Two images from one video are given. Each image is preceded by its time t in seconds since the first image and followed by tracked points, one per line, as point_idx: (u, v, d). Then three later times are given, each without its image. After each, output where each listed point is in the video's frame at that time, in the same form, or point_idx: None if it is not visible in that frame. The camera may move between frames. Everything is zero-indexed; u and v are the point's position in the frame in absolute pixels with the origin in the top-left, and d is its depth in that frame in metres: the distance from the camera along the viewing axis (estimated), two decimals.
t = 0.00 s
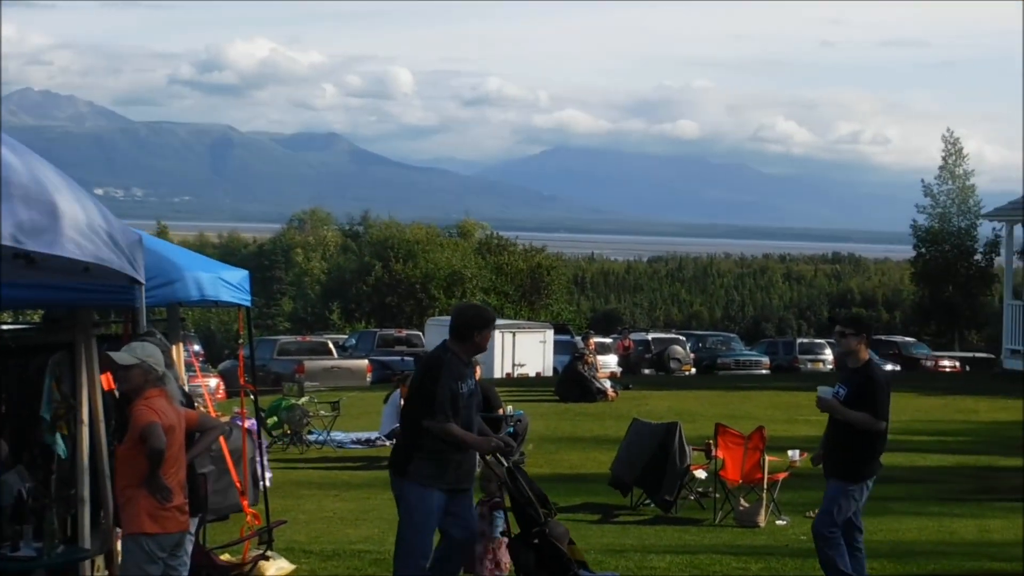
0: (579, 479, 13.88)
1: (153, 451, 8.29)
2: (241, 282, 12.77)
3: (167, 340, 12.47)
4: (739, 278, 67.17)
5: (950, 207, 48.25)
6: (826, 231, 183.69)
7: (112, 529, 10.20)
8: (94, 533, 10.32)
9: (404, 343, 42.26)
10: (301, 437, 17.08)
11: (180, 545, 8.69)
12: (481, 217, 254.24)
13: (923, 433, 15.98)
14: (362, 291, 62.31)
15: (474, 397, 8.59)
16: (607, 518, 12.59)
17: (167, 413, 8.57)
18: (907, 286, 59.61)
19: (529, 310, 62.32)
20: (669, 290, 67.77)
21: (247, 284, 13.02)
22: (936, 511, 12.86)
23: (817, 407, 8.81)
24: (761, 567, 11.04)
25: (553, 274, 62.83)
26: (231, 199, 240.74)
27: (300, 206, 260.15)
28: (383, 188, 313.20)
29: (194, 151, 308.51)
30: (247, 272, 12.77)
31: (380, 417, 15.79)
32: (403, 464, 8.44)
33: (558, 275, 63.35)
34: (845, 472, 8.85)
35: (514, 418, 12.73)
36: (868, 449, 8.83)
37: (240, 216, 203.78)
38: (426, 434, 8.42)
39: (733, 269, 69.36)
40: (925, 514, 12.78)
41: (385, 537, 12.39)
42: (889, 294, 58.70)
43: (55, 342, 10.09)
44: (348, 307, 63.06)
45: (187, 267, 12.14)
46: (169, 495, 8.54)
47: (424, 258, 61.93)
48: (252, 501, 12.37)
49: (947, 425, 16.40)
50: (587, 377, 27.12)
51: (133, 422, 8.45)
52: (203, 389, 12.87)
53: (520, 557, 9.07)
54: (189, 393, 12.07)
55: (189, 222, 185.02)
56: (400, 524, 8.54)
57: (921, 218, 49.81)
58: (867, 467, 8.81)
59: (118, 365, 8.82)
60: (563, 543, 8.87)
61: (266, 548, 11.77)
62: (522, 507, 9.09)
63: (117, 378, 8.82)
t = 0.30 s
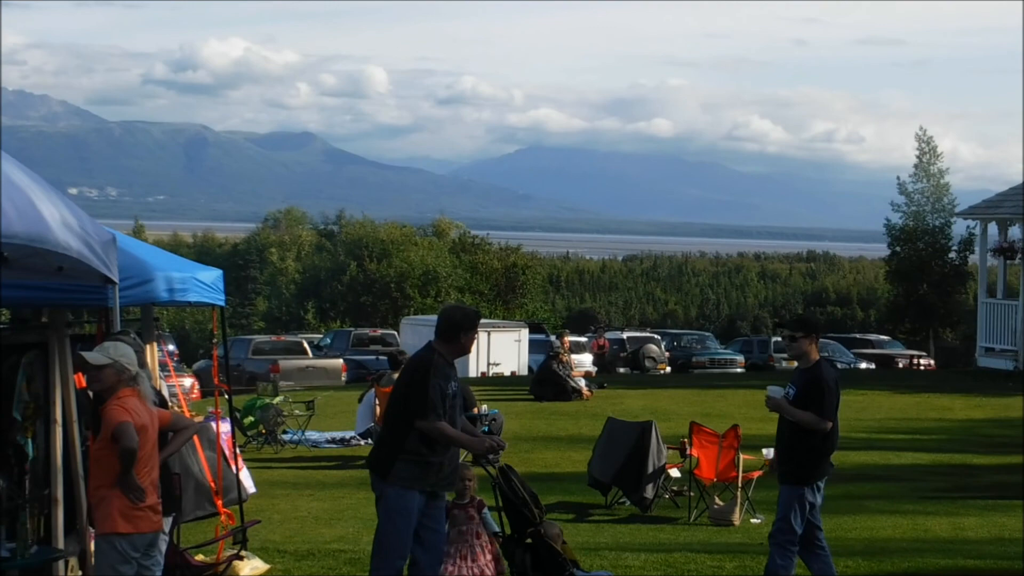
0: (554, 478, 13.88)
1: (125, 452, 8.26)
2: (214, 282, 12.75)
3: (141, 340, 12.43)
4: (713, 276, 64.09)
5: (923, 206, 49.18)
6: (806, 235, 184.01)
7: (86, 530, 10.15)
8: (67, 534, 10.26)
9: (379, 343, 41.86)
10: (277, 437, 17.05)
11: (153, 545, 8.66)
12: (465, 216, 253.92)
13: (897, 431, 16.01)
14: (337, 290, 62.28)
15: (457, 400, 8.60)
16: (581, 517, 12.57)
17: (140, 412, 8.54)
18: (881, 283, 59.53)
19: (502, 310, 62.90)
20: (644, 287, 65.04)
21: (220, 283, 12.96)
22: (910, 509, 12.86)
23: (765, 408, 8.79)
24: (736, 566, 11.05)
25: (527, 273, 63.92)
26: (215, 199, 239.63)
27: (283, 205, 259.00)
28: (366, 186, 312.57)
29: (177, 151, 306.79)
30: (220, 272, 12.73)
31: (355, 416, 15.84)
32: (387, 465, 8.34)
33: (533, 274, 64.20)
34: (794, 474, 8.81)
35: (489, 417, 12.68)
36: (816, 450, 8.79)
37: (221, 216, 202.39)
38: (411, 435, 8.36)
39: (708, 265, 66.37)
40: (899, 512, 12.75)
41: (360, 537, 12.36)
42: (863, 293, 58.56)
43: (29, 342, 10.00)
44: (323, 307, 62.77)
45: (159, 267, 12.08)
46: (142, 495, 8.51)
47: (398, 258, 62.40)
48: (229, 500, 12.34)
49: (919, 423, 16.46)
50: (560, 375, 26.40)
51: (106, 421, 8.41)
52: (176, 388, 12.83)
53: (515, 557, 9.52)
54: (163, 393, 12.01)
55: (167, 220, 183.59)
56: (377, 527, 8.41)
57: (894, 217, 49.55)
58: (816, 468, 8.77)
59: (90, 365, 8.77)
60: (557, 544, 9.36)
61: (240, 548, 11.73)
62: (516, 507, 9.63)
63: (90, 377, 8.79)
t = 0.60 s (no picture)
0: (539, 475, 13.86)
1: (106, 450, 8.22)
2: (197, 281, 12.73)
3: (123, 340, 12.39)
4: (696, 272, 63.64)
5: (906, 200, 48.80)
6: (793, 231, 184.21)
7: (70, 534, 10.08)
8: (52, 536, 10.21)
9: (362, 342, 41.65)
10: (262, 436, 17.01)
11: (137, 545, 8.61)
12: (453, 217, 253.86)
13: (883, 425, 16.02)
14: (320, 289, 62.45)
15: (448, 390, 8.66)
16: (566, 513, 12.55)
17: (123, 412, 8.51)
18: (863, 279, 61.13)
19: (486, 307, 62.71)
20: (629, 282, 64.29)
21: (203, 283, 12.93)
22: (894, 503, 12.86)
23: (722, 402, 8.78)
24: (721, 560, 11.08)
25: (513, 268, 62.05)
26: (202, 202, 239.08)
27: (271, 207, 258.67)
28: (353, 187, 312.13)
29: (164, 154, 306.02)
30: (202, 271, 12.70)
31: (338, 414, 15.82)
32: (388, 463, 8.40)
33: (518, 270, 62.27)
34: (752, 470, 8.76)
35: (473, 414, 12.66)
36: (773, 445, 8.73)
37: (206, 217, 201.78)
38: (407, 428, 8.42)
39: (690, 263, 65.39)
40: (882, 506, 12.74)
41: (344, 536, 12.34)
42: (846, 287, 60.37)
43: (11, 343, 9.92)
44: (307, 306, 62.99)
45: (142, 267, 12.04)
46: (125, 495, 8.46)
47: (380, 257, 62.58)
48: (213, 500, 12.29)
49: (904, 418, 16.49)
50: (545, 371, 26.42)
51: (88, 421, 8.38)
52: (159, 389, 12.78)
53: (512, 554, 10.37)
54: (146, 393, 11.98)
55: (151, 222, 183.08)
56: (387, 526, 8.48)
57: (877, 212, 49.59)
58: (774, 462, 8.71)
59: (73, 365, 8.72)
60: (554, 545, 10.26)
61: (225, 548, 11.69)
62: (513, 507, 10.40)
63: (73, 378, 8.75)
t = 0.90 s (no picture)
0: (515, 481, 13.86)
1: (79, 457, 8.17)
2: (170, 288, 12.70)
3: (97, 346, 12.37)
4: (673, 277, 63.06)
5: (881, 205, 48.25)
6: (777, 236, 184.76)
7: (44, 543, 10.05)
8: (26, 546, 10.25)
9: (339, 347, 41.55)
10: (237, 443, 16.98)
11: (111, 553, 8.54)
12: (438, 220, 253.88)
13: (858, 430, 16.06)
14: (297, 295, 63.18)
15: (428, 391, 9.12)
16: (542, 519, 12.56)
17: (97, 418, 8.47)
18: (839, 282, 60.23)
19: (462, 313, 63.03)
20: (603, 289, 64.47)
21: (176, 289, 12.90)
22: (869, 508, 12.88)
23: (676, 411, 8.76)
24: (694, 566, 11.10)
25: (488, 276, 60.28)
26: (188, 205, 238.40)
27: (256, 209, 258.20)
28: (338, 190, 311.82)
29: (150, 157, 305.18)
30: (176, 278, 12.69)
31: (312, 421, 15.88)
32: (378, 465, 8.84)
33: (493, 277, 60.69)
34: (711, 477, 8.75)
35: (448, 420, 12.66)
36: (730, 451, 8.73)
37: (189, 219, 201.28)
38: (393, 432, 8.85)
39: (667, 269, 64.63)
40: (858, 510, 12.77)
41: (318, 543, 12.32)
42: (822, 293, 59.47)
43: None
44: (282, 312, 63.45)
45: (116, 274, 12.03)
46: (98, 503, 8.40)
47: (356, 264, 62.96)
48: (186, 507, 12.26)
49: (878, 422, 16.54)
50: (520, 378, 26.45)
51: (61, 427, 8.32)
52: (133, 395, 12.75)
53: (486, 562, 10.43)
54: (120, 399, 11.97)
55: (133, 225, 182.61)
56: (384, 526, 8.90)
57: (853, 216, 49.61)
58: (733, 469, 8.70)
59: (48, 372, 8.68)
60: (526, 548, 10.32)
61: (199, 555, 11.66)
62: (485, 511, 10.51)
63: (47, 384, 8.71)
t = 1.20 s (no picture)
0: (489, 482, 13.87)
1: (51, 457, 8.12)
2: (146, 288, 12.65)
3: (72, 346, 12.33)
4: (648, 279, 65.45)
5: (857, 209, 48.15)
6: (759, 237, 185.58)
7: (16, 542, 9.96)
8: None
9: (314, 348, 41.61)
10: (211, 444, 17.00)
11: (83, 553, 8.47)
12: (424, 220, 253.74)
13: (833, 432, 16.10)
14: (272, 295, 64.04)
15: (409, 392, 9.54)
16: (516, 520, 12.58)
17: (70, 419, 8.41)
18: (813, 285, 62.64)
19: (440, 313, 63.08)
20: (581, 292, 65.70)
21: (152, 289, 12.86)
22: (843, 510, 12.90)
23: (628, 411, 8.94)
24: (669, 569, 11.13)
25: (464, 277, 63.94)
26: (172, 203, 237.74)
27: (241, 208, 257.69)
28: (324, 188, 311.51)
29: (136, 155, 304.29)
30: (152, 278, 12.65)
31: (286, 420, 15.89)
32: (364, 465, 9.24)
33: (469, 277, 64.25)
34: (662, 480, 8.91)
35: (424, 421, 12.67)
36: (683, 452, 8.94)
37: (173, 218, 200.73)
38: (379, 432, 9.26)
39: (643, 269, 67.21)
40: (832, 513, 12.80)
41: (292, 543, 12.31)
42: (797, 295, 61.66)
43: None
44: (257, 312, 65.19)
45: (91, 272, 12.00)
46: (71, 503, 8.34)
47: (333, 265, 62.98)
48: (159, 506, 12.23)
49: (851, 424, 16.61)
50: (496, 379, 26.46)
51: (33, 427, 8.26)
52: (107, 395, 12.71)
53: (460, 562, 10.41)
54: (94, 398, 11.92)
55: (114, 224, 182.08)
56: (367, 523, 9.31)
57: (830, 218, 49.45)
58: (682, 471, 8.89)
59: (20, 372, 8.61)
60: (499, 549, 10.29)
61: (172, 556, 11.62)
62: (459, 512, 10.52)
63: (19, 383, 8.64)
